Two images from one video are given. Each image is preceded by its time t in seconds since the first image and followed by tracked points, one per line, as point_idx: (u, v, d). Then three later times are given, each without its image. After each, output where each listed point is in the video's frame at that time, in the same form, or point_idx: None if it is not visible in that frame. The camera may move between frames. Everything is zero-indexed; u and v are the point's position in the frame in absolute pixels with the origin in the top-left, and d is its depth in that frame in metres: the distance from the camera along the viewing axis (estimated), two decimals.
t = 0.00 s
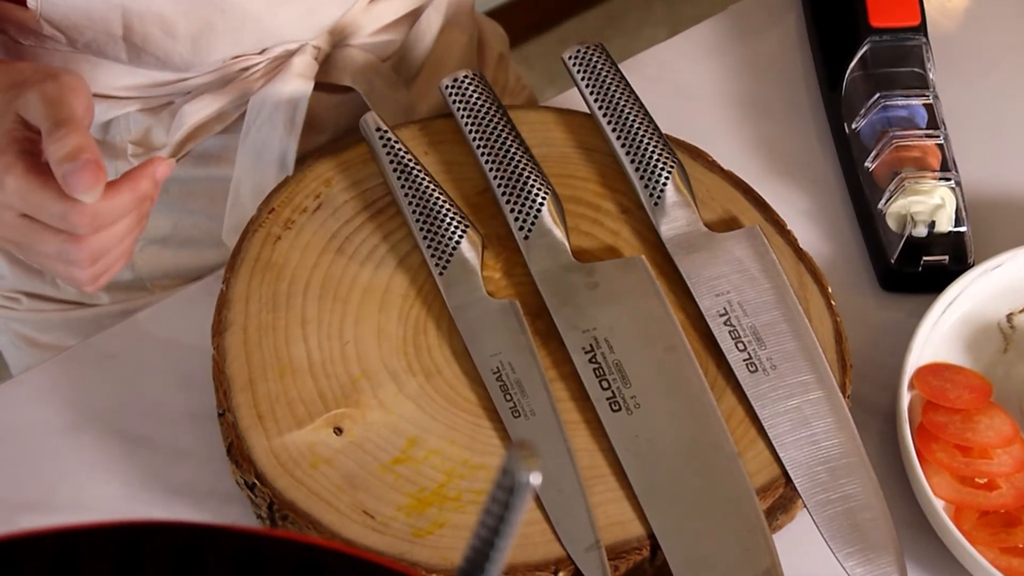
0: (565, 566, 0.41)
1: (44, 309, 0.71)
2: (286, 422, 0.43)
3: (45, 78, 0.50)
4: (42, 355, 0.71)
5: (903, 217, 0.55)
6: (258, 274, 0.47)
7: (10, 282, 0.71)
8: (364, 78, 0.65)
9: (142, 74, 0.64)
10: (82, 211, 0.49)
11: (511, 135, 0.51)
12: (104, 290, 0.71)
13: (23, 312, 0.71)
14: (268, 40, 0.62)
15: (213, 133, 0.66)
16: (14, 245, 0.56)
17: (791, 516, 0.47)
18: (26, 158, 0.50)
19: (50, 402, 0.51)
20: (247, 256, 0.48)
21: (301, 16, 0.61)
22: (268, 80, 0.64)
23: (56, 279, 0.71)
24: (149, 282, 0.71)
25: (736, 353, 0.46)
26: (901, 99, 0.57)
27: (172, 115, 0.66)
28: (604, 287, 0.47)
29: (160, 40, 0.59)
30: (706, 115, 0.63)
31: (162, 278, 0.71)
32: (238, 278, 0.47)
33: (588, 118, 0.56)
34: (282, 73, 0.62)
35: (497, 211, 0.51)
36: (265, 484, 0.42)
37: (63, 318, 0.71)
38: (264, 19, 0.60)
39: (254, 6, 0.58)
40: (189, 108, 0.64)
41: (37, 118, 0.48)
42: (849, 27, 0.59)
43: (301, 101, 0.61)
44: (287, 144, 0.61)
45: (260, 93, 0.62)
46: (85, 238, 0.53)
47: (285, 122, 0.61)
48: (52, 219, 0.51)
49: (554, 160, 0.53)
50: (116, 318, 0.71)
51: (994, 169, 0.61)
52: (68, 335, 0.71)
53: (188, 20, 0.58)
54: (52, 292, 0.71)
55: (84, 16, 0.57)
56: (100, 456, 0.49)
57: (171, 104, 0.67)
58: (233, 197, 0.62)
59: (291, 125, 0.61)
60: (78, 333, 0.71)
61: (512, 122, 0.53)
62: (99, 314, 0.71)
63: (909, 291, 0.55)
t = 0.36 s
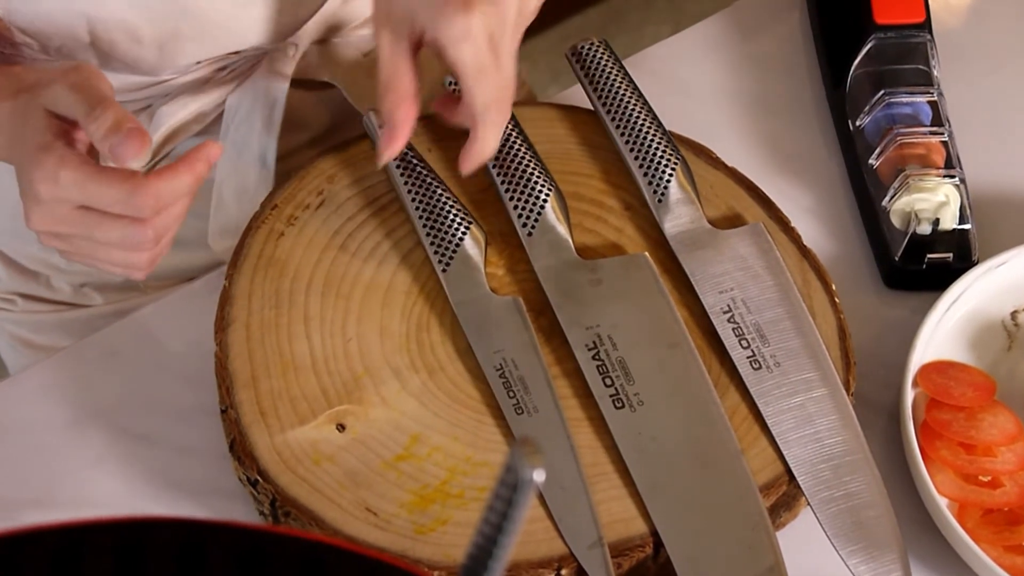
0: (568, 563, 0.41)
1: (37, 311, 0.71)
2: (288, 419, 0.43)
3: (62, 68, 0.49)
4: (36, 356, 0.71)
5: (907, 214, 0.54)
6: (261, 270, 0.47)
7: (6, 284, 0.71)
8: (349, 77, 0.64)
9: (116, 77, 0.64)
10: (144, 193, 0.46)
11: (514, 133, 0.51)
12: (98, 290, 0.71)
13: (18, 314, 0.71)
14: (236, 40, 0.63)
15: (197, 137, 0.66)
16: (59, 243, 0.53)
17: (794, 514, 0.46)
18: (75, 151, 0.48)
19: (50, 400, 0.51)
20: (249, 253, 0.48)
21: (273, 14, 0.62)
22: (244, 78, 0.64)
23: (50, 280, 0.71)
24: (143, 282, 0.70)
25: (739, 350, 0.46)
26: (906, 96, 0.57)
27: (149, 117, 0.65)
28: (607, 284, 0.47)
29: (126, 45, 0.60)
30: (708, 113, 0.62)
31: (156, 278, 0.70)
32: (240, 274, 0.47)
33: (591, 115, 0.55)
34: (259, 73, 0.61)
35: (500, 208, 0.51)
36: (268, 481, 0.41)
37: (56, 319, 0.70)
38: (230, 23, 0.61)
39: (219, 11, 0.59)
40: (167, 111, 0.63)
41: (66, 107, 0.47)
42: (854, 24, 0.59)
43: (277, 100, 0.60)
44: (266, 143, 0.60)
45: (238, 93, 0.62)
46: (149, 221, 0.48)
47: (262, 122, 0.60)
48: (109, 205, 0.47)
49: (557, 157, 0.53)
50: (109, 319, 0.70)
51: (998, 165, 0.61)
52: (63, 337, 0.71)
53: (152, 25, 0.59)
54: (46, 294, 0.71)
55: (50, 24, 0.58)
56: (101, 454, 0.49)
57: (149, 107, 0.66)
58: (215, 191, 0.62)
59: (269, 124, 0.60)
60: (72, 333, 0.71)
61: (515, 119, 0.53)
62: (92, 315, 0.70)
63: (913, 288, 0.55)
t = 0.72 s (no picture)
0: (569, 564, 0.41)
1: (30, 319, 0.70)
2: (290, 420, 0.43)
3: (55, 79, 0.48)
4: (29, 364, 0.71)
5: (908, 215, 0.54)
6: (262, 272, 0.47)
7: None
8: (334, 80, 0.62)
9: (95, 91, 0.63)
10: (154, 200, 0.46)
11: (516, 134, 0.52)
12: (89, 298, 0.71)
13: (11, 322, 0.70)
14: (213, 56, 0.61)
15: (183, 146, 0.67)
16: (70, 253, 0.53)
17: (795, 514, 0.46)
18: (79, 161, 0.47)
19: (49, 403, 0.51)
20: (250, 254, 0.48)
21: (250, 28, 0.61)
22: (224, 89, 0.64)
23: (43, 288, 0.71)
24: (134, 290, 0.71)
25: (740, 351, 0.46)
26: (906, 96, 0.57)
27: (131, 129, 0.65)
28: (608, 284, 0.47)
29: (102, 63, 0.60)
30: (706, 114, 0.62)
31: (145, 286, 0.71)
32: (242, 275, 0.47)
33: (592, 115, 0.55)
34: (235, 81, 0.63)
35: (501, 209, 0.51)
36: (269, 482, 0.42)
37: (49, 327, 0.70)
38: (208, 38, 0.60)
39: (192, 26, 0.58)
40: (146, 123, 0.64)
41: (59, 118, 0.46)
42: (853, 26, 0.59)
43: (257, 107, 0.61)
44: (249, 152, 0.61)
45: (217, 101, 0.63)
46: (160, 224, 0.48)
47: (244, 131, 0.61)
48: (121, 214, 0.47)
49: (558, 158, 0.53)
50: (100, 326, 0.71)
51: (998, 165, 0.61)
52: (55, 346, 0.71)
53: (125, 43, 0.58)
54: (39, 302, 0.71)
55: (27, 44, 0.57)
56: (100, 456, 0.49)
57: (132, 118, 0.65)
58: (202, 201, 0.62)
59: (251, 133, 0.61)
60: (64, 341, 0.71)
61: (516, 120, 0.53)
62: (83, 322, 0.71)
63: (914, 288, 0.55)
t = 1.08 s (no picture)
0: (564, 562, 0.41)
1: (25, 319, 0.70)
2: (285, 418, 0.43)
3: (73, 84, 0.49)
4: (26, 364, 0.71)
5: (903, 213, 0.55)
6: (258, 270, 0.47)
7: None
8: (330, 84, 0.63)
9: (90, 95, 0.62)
10: (187, 205, 0.46)
11: (511, 132, 0.52)
12: (84, 299, 0.71)
13: (6, 322, 0.70)
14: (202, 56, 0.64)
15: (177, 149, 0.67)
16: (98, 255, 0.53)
17: (790, 512, 0.46)
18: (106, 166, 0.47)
19: (45, 402, 0.51)
20: (246, 252, 0.48)
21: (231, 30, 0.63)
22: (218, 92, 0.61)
23: (37, 289, 0.70)
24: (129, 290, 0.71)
25: (736, 348, 0.47)
26: (901, 94, 0.57)
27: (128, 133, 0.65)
28: (603, 282, 0.47)
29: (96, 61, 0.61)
30: (702, 114, 0.62)
31: (140, 287, 0.71)
32: (237, 274, 0.47)
33: (587, 114, 0.55)
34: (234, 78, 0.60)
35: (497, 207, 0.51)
36: (265, 480, 0.42)
37: (44, 327, 0.70)
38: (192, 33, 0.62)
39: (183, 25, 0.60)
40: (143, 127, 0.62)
41: (86, 123, 0.46)
42: (848, 24, 0.59)
43: (255, 112, 0.60)
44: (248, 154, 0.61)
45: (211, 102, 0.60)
46: (193, 227, 0.48)
47: (240, 133, 0.60)
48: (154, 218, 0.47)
49: (553, 156, 0.53)
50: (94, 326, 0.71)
51: (993, 164, 0.61)
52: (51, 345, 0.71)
53: (118, 40, 0.60)
54: (33, 302, 0.70)
55: (23, 46, 0.58)
56: (96, 455, 0.49)
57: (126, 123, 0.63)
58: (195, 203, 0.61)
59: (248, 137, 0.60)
60: (59, 341, 0.71)
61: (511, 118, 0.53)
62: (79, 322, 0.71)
63: (909, 287, 0.55)
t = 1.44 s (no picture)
0: (564, 561, 0.41)
1: (31, 315, 0.70)
2: (285, 418, 0.43)
3: (97, 71, 0.49)
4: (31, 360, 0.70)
5: (902, 213, 0.55)
6: (258, 270, 0.47)
7: None
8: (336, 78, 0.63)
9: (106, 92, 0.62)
10: (222, 183, 0.45)
11: (511, 132, 0.52)
12: (91, 296, 0.71)
13: (12, 318, 0.70)
14: (226, 54, 0.62)
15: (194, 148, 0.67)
16: (133, 242, 0.53)
17: (790, 512, 0.46)
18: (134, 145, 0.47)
19: (46, 400, 0.51)
20: (246, 252, 0.48)
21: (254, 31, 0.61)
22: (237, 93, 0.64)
23: (43, 286, 0.71)
24: (136, 288, 0.71)
25: (735, 349, 0.47)
26: (900, 95, 0.57)
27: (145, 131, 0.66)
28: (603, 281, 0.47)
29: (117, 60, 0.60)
30: (703, 114, 0.62)
31: (146, 285, 0.71)
32: (237, 274, 0.47)
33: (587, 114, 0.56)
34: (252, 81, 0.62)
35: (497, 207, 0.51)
36: (265, 480, 0.42)
37: (50, 323, 0.70)
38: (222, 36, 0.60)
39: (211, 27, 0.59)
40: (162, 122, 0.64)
41: (109, 109, 0.47)
42: (847, 25, 0.59)
43: (270, 110, 0.62)
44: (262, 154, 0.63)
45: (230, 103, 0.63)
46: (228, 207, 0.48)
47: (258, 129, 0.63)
48: (188, 199, 0.47)
49: (553, 157, 0.53)
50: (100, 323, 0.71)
51: (993, 165, 0.61)
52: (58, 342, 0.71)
53: (141, 38, 0.59)
54: (40, 298, 0.70)
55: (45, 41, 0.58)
56: (97, 454, 0.49)
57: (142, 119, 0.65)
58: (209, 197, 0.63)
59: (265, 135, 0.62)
60: (65, 337, 0.71)
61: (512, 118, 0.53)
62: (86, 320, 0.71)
63: (909, 287, 0.55)
